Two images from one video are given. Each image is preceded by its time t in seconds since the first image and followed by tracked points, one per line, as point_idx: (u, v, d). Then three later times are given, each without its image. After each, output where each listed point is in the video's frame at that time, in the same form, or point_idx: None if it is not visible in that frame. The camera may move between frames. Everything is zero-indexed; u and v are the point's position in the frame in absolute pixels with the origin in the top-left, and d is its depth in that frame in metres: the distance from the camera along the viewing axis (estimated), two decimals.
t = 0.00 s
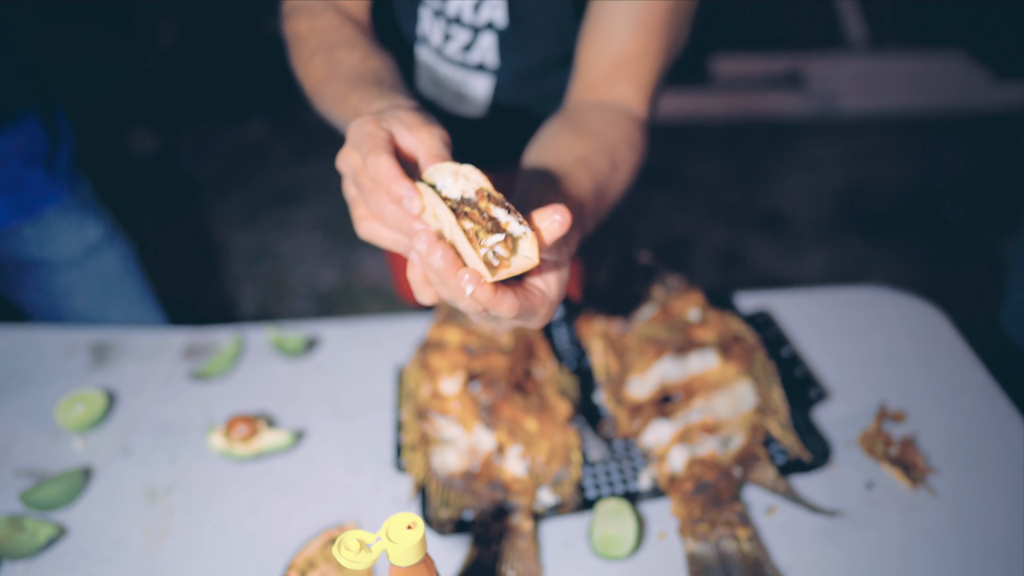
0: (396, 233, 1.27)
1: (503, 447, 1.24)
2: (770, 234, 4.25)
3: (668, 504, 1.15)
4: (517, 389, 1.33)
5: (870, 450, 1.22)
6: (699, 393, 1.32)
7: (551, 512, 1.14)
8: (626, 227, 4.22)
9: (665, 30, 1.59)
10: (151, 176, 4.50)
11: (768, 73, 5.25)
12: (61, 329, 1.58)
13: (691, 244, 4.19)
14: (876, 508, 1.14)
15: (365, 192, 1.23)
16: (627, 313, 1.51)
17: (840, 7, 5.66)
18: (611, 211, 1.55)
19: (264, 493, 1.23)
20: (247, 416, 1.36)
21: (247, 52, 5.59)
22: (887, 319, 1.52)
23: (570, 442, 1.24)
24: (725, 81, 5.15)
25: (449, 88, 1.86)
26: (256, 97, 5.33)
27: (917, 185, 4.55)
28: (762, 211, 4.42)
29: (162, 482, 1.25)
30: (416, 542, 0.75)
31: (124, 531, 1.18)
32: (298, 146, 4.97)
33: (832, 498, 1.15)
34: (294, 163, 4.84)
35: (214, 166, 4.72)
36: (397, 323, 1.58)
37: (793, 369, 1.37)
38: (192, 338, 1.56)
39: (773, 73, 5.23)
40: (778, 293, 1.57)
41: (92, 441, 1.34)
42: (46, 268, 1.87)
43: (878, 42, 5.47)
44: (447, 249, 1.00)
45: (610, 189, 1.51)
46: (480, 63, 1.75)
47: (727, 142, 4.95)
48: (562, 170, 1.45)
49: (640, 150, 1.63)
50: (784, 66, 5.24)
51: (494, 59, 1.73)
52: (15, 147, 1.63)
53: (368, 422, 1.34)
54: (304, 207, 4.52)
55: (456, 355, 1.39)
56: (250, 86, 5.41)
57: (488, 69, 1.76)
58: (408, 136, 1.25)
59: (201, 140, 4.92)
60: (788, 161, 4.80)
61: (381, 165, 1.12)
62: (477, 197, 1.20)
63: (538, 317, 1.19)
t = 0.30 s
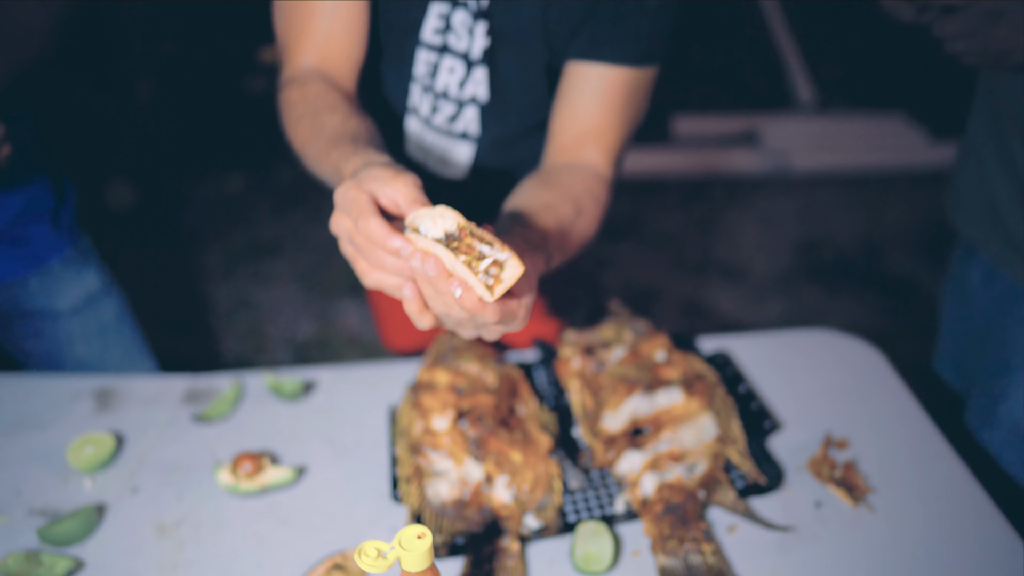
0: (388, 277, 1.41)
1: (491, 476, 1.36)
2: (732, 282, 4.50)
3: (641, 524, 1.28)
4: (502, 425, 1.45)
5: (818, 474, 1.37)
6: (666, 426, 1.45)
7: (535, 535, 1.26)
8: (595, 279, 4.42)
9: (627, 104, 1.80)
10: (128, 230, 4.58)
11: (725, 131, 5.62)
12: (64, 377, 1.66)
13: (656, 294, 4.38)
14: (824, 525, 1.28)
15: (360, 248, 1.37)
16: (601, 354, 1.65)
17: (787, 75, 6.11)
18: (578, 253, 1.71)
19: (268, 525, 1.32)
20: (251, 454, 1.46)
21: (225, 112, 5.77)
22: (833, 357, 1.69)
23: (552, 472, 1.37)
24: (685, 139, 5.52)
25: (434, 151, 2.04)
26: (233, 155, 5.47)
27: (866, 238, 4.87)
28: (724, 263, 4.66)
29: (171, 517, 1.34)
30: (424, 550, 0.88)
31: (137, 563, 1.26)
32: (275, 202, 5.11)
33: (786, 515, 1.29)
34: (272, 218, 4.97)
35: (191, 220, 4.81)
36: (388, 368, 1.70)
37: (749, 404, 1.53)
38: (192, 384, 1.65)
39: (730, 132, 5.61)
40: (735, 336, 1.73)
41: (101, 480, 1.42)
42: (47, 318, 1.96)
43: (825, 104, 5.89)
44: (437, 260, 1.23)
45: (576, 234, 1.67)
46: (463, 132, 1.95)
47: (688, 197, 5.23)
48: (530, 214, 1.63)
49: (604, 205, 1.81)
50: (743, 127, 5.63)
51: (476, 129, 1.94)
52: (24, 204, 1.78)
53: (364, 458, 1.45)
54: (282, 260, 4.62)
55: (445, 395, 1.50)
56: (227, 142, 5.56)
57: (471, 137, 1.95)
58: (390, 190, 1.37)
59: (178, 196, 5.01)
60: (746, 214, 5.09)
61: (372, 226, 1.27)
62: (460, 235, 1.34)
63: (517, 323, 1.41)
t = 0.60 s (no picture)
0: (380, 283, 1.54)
1: (498, 512, 1.50)
2: (707, 337, 4.73)
3: (636, 549, 1.43)
4: (506, 467, 1.59)
5: (791, 497, 1.53)
6: (653, 461, 1.59)
7: (541, 564, 1.41)
8: (576, 339, 4.64)
9: (597, 183, 2.04)
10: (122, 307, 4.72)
11: (693, 196, 5.95)
12: (89, 441, 1.76)
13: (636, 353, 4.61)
14: (798, 542, 1.44)
15: (358, 259, 1.47)
16: (592, 399, 1.80)
17: (744, 141, 6.55)
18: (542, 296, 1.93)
19: (293, 566, 1.44)
20: (275, 502, 1.58)
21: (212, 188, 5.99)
22: (801, 396, 1.86)
23: (553, 506, 1.51)
24: (654, 204, 5.84)
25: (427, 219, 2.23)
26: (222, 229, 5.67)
27: (831, 291, 5.18)
28: (700, 318, 4.91)
29: (202, 564, 1.46)
30: (451, 565, 1.05)
31: None
32: (263, 274, 5.28)
33: (764, 535, 1.46)
34: (260, 289, 5.12)
35: (181, 298, 4.96)
36: (395, 421, 1.82)
37: (726, 439, 1.70)
38: (211, 443, 1.76)
39: (697, 196, 5.94)
40: (711, 381, 1.91)
41: (133, 533, 1.53)
42: (68, 389, 2.06)
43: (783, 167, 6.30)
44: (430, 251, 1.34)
45: (547, 286, 1.91)
46: (453, 204, 2.18)
47: (660, 257, 5.51)
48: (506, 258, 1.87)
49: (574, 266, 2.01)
50: (709, 191, 5.97)
51: (465, 202, 2.17)
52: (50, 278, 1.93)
53: (378, 501, 1.58)
54: (273, 331, 4.76)
55: (452, 441, 1.63)
56: (216, 218, 5.76)
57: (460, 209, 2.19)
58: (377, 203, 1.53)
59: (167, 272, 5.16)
60: (716, 271, 5.38)
61: (374, 234, 1.36)
62: (443, 227, 1.50)
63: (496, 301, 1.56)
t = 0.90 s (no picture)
0: (394, 263, 1.70)
1: (515, 561, 1.65)
2: (701, 400, 4.88)
3: None
4: (520, 519, 1.73)
5: (782, 542, 1.71)
6: (655, 512, 1.73)
7: None
8: (574, 405, 4.80)
9: (585, 250, 2.39)
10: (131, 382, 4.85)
11: (682, 263, 6.19)
12: (126, 505, 1.88)
13: (633, 417, 4.76)
14: None
15: (371, 244, 1.67)
16: (597, 456, 1.94)
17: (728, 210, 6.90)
18: (530, 318, 2.23)
19: None
20: (307, 557, 1.73)
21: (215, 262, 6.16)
22: (791, 448, 2.01)
23: (565, 555, 1.66)
24: (644, 270, 6.07)
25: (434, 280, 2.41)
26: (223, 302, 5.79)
27: (820, 353, 5.39)
28: (693, 381, 5.07)
29: None
30: None
31: None
32: (267, 346, 5.41)
33: None
34: (265, 360, 5.26)
35: (187, 372, 5.07)
36: (415, 481, 1.95)
37: (721, 490, 1.85)
38: (241, 505, 1.88)
39: (686, 262, 6.19)
40: (706, 436, 2.06)
41: None
42: (105, 458, 2.22)
43: (768, 234, 6.61)
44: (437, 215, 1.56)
45: (536, 327, 2.29)
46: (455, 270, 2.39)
47: (653, 322, 5.72)
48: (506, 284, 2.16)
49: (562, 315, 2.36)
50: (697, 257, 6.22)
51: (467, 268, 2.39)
52: (92, 354, 2.13)
53: (401, 556, 1.74)
54: (279, 401, 4.87)
55: (469, 496, 1.76)
56: (221, 289, 5.94)
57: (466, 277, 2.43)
58: (379, 200, 1.78)
59: (174, 345, 5.30)
60: (708, 334, 5.58)
61: (388, 216, 1.63)
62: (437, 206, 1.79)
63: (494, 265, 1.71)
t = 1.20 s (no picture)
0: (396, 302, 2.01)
1: None
2: (698, 465, 4.96)
3: None
4: None
5: None
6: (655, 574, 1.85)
7: None
8: (573, 470, 4.87)
9: (574, 306, 2.58)
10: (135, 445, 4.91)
11: (677, 329, 6.38)
12: (150, 567, 1.97)
13: (631, 481, 4.83)
14: None
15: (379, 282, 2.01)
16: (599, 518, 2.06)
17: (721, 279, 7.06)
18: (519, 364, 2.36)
19: None
20: None
21: (219, 326, 6.30)
22: (781, 512, 2.13)
23: None
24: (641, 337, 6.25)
25: (428, 339, 2.59)
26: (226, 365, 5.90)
27: (815, 419, 5.50)
28: (690, 445, 5.15)
29: None
30: None
31: None
32: (269, 410, 5.49)
33: None
34: (268, 423, 5.34)
35: (189, 435, 5.13)
36: (425, 543, 2.06)
37: (717, 552, 1.97)
38: (260, 566, 1.98)
39: (681, 329, 6.38)
40: (701, 500, 2.18)
41: None
42: (127, 521, 2.32)
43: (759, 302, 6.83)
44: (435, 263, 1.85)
45: (524, 372, 2.41)
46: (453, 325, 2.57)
47: (648, 386, 5.84)
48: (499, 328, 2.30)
49: (551, 363, 2.49)
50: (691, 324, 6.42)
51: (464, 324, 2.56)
52: (119, 419, 2.29)
53: None
54: (281, 465, 4.92)
55: (478, 558, 1.87)
56: (227, 353, 6.07)
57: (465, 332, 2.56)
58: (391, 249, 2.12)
59: (179, 408, 5.39)
60: (704, 399, 5.70)
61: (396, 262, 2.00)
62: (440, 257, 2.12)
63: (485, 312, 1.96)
